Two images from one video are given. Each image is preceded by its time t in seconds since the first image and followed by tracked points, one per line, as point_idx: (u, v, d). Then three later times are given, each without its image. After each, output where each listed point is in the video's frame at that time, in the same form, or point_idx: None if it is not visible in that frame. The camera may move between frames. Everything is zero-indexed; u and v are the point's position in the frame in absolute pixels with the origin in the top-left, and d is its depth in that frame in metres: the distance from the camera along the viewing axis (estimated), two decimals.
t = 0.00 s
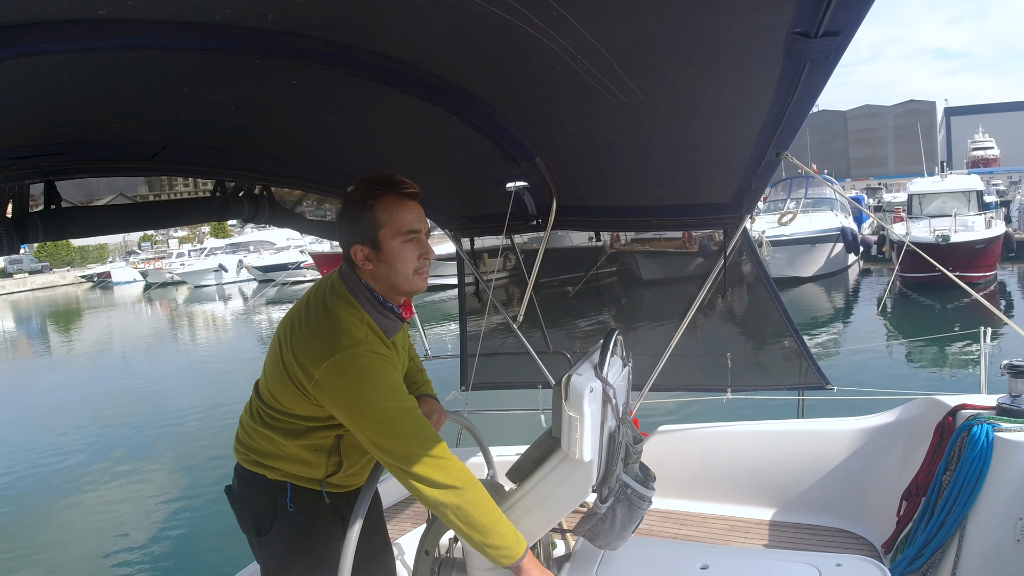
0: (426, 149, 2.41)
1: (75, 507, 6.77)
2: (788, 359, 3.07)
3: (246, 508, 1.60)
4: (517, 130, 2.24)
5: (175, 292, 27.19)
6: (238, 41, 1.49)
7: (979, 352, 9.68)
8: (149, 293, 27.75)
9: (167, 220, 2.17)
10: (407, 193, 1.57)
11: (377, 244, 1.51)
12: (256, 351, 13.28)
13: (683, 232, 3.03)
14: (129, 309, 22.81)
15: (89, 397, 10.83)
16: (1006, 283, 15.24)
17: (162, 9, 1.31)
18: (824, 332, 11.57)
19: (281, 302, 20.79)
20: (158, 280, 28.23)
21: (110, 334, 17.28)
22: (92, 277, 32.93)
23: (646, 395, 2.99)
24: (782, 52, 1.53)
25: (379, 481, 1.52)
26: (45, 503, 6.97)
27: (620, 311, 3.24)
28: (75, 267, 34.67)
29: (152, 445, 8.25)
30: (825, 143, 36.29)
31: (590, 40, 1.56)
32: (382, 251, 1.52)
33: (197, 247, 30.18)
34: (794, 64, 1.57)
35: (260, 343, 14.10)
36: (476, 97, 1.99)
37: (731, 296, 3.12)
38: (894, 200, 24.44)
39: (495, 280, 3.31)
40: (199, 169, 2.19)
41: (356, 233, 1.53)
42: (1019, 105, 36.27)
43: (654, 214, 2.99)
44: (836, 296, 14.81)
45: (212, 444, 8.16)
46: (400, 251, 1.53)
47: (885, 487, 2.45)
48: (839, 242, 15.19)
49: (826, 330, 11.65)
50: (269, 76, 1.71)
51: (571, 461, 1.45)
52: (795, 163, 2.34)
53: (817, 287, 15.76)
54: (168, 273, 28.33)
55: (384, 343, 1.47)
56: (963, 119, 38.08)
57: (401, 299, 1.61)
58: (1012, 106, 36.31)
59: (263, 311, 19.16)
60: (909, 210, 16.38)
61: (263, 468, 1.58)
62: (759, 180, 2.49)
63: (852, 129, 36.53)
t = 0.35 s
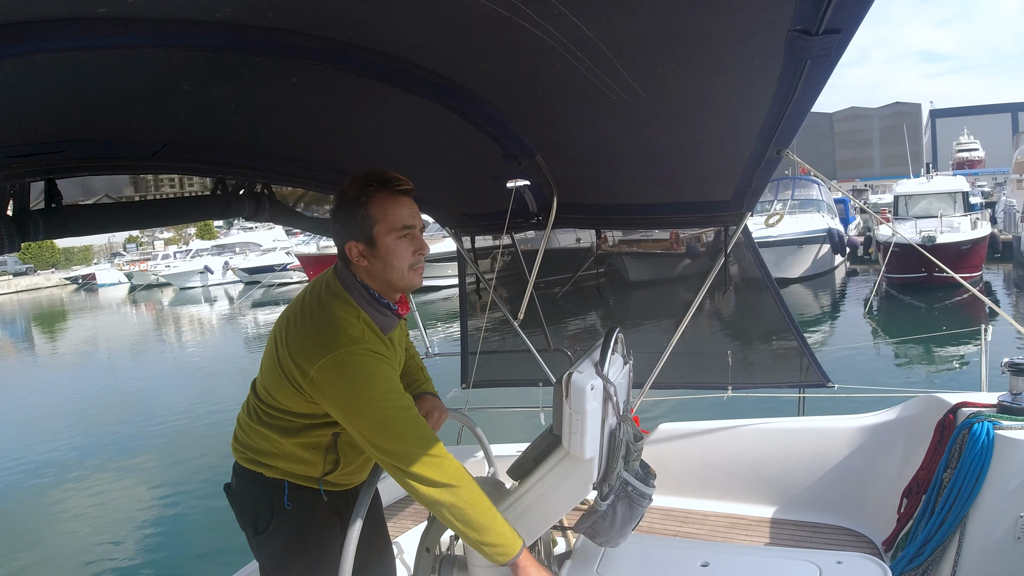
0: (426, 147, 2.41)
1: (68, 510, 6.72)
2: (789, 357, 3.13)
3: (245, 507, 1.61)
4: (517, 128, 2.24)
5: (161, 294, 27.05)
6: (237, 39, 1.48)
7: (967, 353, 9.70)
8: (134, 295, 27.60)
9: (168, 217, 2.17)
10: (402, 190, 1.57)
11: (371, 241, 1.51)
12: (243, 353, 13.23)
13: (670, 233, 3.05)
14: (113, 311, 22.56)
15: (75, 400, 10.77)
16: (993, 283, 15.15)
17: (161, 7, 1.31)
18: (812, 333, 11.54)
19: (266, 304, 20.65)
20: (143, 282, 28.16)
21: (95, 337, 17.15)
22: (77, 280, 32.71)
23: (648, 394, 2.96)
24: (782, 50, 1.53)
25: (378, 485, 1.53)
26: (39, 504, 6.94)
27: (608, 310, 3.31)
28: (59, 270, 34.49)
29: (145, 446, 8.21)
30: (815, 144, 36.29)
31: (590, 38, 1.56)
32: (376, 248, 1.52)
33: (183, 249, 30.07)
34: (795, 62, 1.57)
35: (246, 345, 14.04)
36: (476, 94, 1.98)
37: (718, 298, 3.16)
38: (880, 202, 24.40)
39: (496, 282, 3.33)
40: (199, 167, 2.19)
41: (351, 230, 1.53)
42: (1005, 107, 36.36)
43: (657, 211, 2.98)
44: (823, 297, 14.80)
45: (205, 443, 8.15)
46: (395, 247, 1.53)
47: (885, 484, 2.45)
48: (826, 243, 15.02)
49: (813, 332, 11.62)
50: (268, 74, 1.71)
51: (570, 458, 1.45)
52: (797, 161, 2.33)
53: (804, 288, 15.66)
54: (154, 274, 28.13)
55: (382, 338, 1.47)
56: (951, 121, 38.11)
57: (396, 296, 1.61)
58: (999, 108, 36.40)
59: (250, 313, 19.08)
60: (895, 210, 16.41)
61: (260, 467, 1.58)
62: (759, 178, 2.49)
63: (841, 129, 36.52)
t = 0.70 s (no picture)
0: (427, 144, 2.41)
1: (59, 509, 6.65)
2: (790, 356, 3.12)
3: (250, 501, 1.61)
4: (517, 126, 2.23)
5: (145, 297, 26.84)
6: (239, 38, 1.48)
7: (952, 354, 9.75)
8: (118, 297, 27.34)
9: (169, 215, 2.15)
10: (396, 180, 1.57)
11: (367, 231, 1.52)
12: (228, 355, 13.11)
13: (656, 236, 3.07)
14: (97, 315, 22.24)
15: (60, 403, 10.68)
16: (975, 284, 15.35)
17: (163, 5, 1.31)
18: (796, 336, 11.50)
19: (249, 308, 20.44)
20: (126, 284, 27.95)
21: (78, 340, 16.95)
22: (60, 283, 32.38)
23: (647, 392, 2.95)
24: (783, 47, 1.53)
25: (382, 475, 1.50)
26: (31, 504, 6.89)
27: (594, 315, 3.28)
28: (41, 273, 34.16)
29: (135, 447, 8.17)
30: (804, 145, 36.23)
31: (590, 36, 1.56)
32: (372, 237, 1.52)
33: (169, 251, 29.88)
34: (796, 60, 1.57)
35: (231, 348, 13.91)
36: (476, 92, 1.98)
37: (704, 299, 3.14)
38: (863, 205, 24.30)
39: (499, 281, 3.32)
40: (201, 165, 2.18)
41: (346, 221, 1.54)
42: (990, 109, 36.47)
43: (660, 209, 2.97)
44: (808, 299, 14.76)
45: (197, 442, 8.13)
46: (391, 237, 1.53)
47: (885, 482, 2.45)
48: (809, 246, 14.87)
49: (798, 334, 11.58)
50: (269, 73, 1.71)
51: (570, 456, 1.45)
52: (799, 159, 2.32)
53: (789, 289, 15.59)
54: (137, 277, 27.77)
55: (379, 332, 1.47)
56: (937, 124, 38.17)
57: (394, 287, 1.61)
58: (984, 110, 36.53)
59: (234, 316, 18.92)
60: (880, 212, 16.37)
61: (264, 461, 1.59)
62: (761, 176, 2.49)
63: (831, 131, 36.48)
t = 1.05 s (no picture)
0: (426, 143, 2.41)
1: (50, 510, 6.58)
2: (791, 356, 3.13)
3: (254, 495, 1.62)
4: (517, 125, 2.23)
5: (128, 300, 26.53)
6: (239, 37, 1.48)
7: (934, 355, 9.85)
8: (99, 301, 27.01)
9: (170, 214, 2.16)
10: (401, 177, 1.58)
11: (372, 226, 1.52)
12: (211, 358, 12.97)
13: (641, 239, 3.15)
14: (79, 319, 21.94)
15: (44, 405, 10.57)
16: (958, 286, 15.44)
17: (163, 4, 1.31)
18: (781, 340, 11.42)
19: (232, 311, 20.21)
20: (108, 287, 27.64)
21: (59, 344, 16.71)
22: (40, 286, 31.96)
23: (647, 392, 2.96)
24: (783, 46, 1.53)
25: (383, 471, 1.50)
26: (21, 504, 6.83)
27: (579, 319, 3.32)
28: (20, 276, 33.74)
29: (125, 448, 8.11)
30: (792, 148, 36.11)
31: (590, 36, 1.56)
32: (377, 232, 1.52)
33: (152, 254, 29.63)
34: (796, 59, 1.57)
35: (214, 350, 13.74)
36: (475, 91, 1.98)
37: (688, 303, 3.16)
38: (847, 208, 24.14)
39: (500, 282, 3.31)
40: (204, 164, 2.19)
41: (351, 217, 1.53)
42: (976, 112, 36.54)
43: (660, 208, 2.98)
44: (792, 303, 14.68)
45: (187, 443, 8.09)
46: (396, 232, 1.53)
47: (885, 481, 2.45)
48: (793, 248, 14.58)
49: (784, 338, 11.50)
50: (270, 72, 1.71)
51: (571, 455, 1.45)
52: (800, 158, 2.31)
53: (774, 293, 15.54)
54: (119, 281, 27.40)
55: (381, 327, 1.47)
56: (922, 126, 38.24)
57: (398, 284, 1.61)
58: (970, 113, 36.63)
59: (217, 319, 18.73)
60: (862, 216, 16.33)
61: (269, 458, 1.59)
62: (761, 176, 2.49)
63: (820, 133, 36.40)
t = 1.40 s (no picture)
0: (426, 144, 2.41)
1: (39, 510, 6.51)
2: (790, 355, 3.17)
3: (270, 488, 1.57)
4: (518, 126, 2.24)
5: (109, 304, 26.28)
6: (240, 37, 1.48)
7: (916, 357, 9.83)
8: (82, 304, 26.72)
9: (169, 215, 2.17)
10: (395, 152, 1.61)
11: (367, 196, 1.55)
12: (194, 360, 12.83)
13: (625, 242, 3.23)
14: (61, 323, 21.60)
15: (27, 406, 10.46)
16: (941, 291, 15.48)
17: (162, 4, 1.31)
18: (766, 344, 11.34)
19: (215, 314, 19.99)
20: (90, 290, 27.51)
21: (41, 347, 16.49)
22: (20, 290, 31.54)
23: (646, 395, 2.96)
24: (784, 47, 1.53)
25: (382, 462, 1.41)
26: (9, 502, 6.77)
27: (567, 321, 3.48)
28: None
29: (113, 447, 8.05)
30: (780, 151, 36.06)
31: (590, 36, 1.56)
32: (372, 202, 1.55)
33: (135, 257, 29.39)
34: (797, 60, 1.57)
35: (198, 353, 13.61)
36: (475, 92, 1.98)
37: (674, 305, 3.32)
38: (831, 211, 24.01)
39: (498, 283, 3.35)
40: (204, 166, 2.18)
41: (348, 190, 1.57)
42: (961, 115, 36.57)
43: (661, 208, 2.96)
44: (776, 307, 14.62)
45: (175, 439, 8.05)
46: (390, 201, 1.55)
47: (885, 482, 2.45)
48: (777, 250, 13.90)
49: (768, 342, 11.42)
50: (271, 72, 1.71)
51: (570, 455, 1.45)
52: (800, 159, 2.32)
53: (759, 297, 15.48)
54: (101, 285, 27.05)
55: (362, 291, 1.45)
56: (908, 130, 38.25)
57: (392, 256, 1.62)
58: (955, 117, 36.69)
59: (200, 322, 18.53)
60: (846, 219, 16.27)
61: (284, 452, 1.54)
62: (761, 176, 2.48)
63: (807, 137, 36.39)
